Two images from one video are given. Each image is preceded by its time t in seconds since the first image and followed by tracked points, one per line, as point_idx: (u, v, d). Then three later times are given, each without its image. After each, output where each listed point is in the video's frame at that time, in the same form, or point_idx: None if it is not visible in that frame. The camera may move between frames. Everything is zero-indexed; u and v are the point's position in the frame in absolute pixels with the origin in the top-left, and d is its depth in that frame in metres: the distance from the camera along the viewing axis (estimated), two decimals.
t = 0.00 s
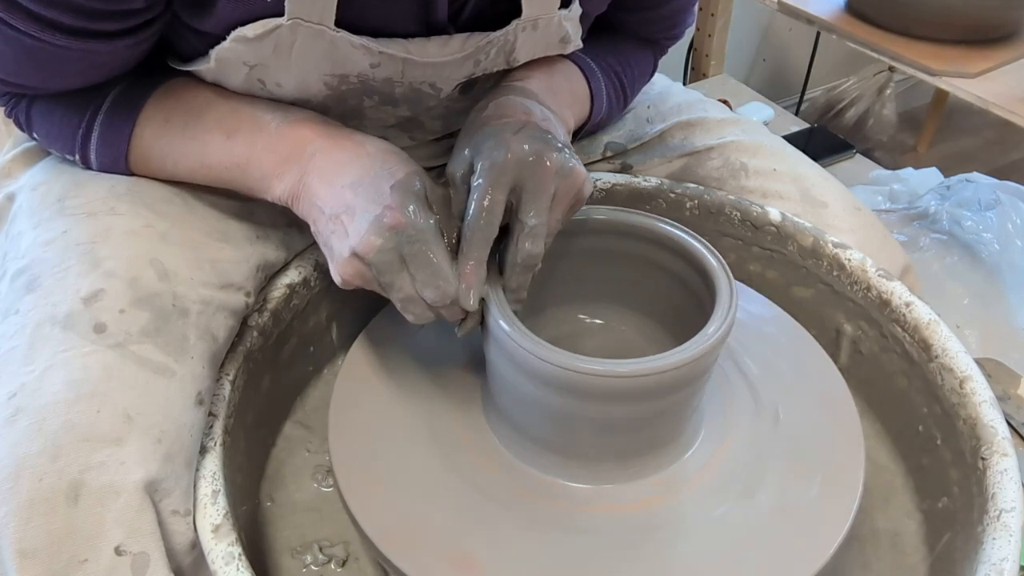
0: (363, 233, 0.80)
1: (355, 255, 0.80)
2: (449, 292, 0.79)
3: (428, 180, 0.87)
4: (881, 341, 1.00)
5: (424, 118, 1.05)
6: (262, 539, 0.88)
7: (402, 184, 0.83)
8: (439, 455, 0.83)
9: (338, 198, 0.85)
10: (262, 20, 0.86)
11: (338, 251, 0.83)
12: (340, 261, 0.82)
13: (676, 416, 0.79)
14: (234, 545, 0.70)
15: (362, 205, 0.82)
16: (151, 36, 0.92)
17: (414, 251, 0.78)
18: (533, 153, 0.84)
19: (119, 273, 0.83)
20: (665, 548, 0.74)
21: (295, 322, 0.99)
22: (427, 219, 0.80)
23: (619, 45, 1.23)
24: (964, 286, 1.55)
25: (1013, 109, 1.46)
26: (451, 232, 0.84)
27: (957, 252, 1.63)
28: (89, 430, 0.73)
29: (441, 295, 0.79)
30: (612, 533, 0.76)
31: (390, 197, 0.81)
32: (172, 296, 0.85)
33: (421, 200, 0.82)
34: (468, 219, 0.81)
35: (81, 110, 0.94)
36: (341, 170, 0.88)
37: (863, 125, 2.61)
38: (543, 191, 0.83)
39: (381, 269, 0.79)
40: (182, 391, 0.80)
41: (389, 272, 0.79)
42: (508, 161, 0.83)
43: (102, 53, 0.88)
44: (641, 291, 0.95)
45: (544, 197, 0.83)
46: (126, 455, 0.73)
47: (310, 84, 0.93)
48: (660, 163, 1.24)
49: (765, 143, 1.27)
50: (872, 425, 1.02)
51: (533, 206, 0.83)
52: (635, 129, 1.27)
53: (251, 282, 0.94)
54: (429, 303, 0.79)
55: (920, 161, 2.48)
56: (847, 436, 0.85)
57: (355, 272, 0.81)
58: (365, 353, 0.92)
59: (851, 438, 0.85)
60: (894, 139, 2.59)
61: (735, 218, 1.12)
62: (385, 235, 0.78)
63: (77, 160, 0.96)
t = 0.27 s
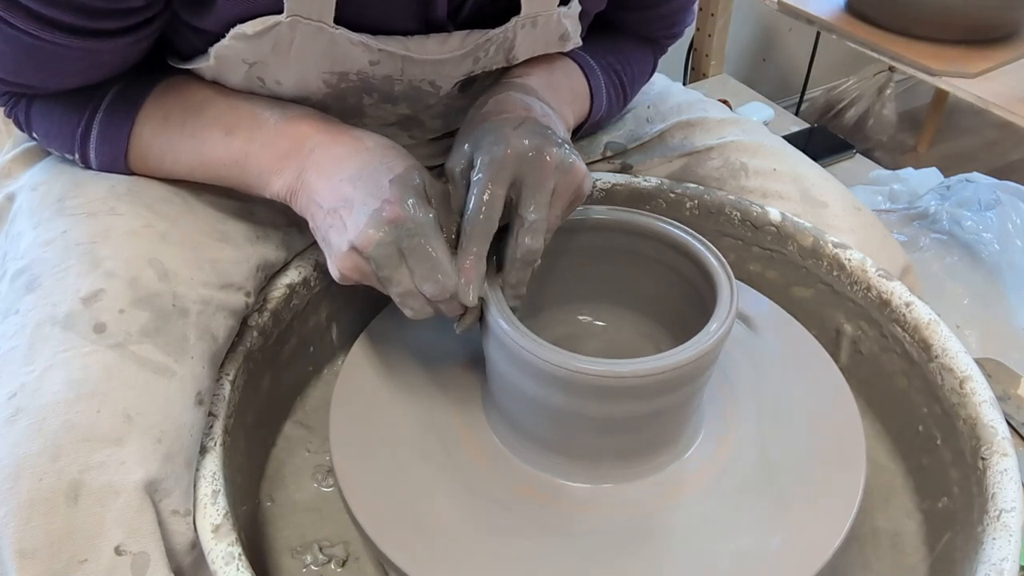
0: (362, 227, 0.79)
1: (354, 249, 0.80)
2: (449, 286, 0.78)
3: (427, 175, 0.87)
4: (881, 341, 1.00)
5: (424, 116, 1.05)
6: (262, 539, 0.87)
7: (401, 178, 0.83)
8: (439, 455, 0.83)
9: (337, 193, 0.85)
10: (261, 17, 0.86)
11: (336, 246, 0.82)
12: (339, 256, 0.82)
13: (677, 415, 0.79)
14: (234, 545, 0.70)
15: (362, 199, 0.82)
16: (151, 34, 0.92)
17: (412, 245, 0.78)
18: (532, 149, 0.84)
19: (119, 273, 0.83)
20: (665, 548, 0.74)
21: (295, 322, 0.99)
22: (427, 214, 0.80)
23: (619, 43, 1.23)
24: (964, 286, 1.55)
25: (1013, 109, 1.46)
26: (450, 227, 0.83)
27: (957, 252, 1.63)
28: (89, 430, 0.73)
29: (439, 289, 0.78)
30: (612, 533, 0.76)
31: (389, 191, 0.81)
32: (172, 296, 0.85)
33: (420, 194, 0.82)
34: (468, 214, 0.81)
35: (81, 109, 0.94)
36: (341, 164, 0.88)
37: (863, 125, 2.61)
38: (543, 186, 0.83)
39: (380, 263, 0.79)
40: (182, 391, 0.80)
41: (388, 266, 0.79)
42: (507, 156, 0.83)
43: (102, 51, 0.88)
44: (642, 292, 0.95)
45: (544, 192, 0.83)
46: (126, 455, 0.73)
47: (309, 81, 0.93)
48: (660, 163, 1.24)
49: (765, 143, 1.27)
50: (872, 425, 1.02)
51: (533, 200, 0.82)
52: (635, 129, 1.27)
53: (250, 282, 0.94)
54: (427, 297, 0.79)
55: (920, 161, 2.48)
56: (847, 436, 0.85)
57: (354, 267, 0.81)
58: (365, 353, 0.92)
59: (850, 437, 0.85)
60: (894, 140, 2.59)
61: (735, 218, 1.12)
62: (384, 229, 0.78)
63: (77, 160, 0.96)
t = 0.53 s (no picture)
0: (360, 221, 0.79)
1: (352, 244, 0.79)
2: (446, 281, 0.78)
3: (426, 171, 0.87)
4: (881, 341, 1.00)
5: (424, 115, 1.05)
6: (262, 539, 0.87)
7: (399, 172, 0.83)
8: (439, 455, 0.83)
9: (335, 189, 0.85)
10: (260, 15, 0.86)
11: (334, 242, 0.82)
12: (337, 251, 0.81)
13: (676, 415, 0.79)
14: (234, 545, 0.70)
15: (360, 194, 0.82)
16: (151, 33, 0.92)
17: (411, 240, 0.78)
18: (532, 145, 0.84)
19: (119, 273, 0.83)
20: (665, 549, 0.74)
21: (295, 322, 0.99)
22: (426, 209, 0.80)
23: (619, 42, 1.23)
24: (964, 286, 1.55)
25: (1013, 109, 1.46)
26: (449, 222, 0.83)
27: (957, 252, 1.63)
28: (89, 430, 0.73)
29: (437, 284, 0.78)
30: (612, 533, 0.76)
31: (388, 186, 0.81)
32: (172, 296, 0.85)
33: (419, 189, 0.82)
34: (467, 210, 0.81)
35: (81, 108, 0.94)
36: (339, 160, 0.88)
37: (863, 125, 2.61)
38: (542, 183, 0.83)
39: (378, 258, 0.78)
40: (182, 391, 0.80)
41: (386, 261, 0.78)
42: (507, 152, 0.83)
43: (103, 50, 0.88)
44: (642, 292, 0.95)
45: (544, 188, 0.83)
46: (126, 455, 0.73)
47: (309, 80, 0.93)
48: (660, 163, 1.24)
49: (765, 143, 1.27)
50: (873, 425, 1.02)
51: (532, 197, 0.82)
52: (635, 129, 1.27)
53: (250, 281, 0.94)
54: (426, 292, 0.79)
55: (920, 161, 2.48)
56: (847, 435, 0.85)
57: (352, 262, 0.81)
58: (364, 352, 0.92)
59: (850, 437, 0.85)
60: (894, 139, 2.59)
61: (735, 218, 1.12)
62: (382, 223, 0.78)
63: (77, 159, 0.95)
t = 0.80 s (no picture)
0: (359, 216, 0.79)
1: (351, 240, 0.79)
2: (447, 276, 0.77)
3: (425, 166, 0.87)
4: (881, 341, 1.00)
5: (423, 113, 1.05)
6: (262, 539, 0.87)
7: (398, 168, 0.83)
8: (439, 455, 0.83)
9: (334, 184, 0.85)
10: (259, 13, 0.86)
11: (333, 237, 0.82)
12: (335, 246, 0.81)
13: (677, 415, 0.79)
14: (234, 545, 0.70)
15: (358, 189, 0.82)
16: (151, 31, 0.92)
17: (410, 235, 0.78)
18: (531, 141, 0.84)
19: (119, 273, 0.83)
20: (666, 549, 0.74)
21: (295, 322, 0.99)
22: (424, 204, 0.80)
23: (618, 41, 1.23)
24: (964, 286, 1.55)
25: (1012, 109, 1.46)
26: (448, 219, 0.83)
27: (957, 252, 1.63)
28: (89, 430, 0.73)
29: (437, 280, 0.77)
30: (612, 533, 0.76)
31: (386, 180, 0.82)
32: (172, 296, 0.85)
33: (417, 184, 0.82)
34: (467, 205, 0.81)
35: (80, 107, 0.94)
36: (337, 154, 0.88)
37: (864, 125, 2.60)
38: (541, 180, 0.83)
39: (376, 253, 0.78)
40: (182, 391, 0.80)
41: (385, 257, 0.78)
42: (507, 148, 0.83)
43: (102, 49, 0.88)
44: (642, 292, 0.95)
45: (544, 183, 0.83)
46: (126, 455, 0.73)
47: (308, 78, 0.93)
48: (660, 163, 1.24)
49: (766, 143, 1.27)
50: (872, 425, 1.02)
51: (531, 193, 0.82)
52: (635, 129, 1.27)
53: (250, 281, 0.94)
54: (426, 289, 0.78)
55: (920, 161, 2.48)
56: (846, 436, 0.85)
57: (351, 258, 0.81)
58: (364, 352, 0.92)
59: (850, 437, 0.85)
60: (894, 140, 2.59)
61: (735, 218, 1.12)
62: (380, 218, 0.78)
63: (76, 159, 0.95)
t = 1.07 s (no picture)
0: (357, 210, 0.79)
1: (349, 234, 0.79)
2: (445, 271, 0.77)
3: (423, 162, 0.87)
4: (881, 341, 1.00)
5: (423, 112, 1.05)
6: (262, 539, 0.87)
7: (397, 162, 0.83)
8: (439, 454, 0.83)
9: (332, 179, 0.85)
10: (258, 10, 0.86)
11: (330, 232, 0.82)
12: (333, 240, 0.81)
13: (677, 414, 0.79)
14: (234, 545, 0.70)
15: (356, 183, 0.82)
16: (150, 29, 0.92)
17: (408, 229, 0.78)
18: (531, 136, 0.84)
19: (119, 273, 0.83)
20: (666, 548, 0.74)
21: (295, 322, 0.99)
22: (423, 198, 0.80)
23: (618, 39, 1.23)
24: (964, 286, 1.55)
25: (1013, 109, 1.46)
26: (447, 214, 0.83)
27: (957, 252, 1.63)
28: (89, 430, 0.73)
29: (435, 275, 0.77)
30: (613, 533, 0.76)
31: (384, 175, 0.81)
32: (172, 296, 0.85)
33: (417, 179, 0.82)
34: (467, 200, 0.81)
35: (79, 105, 0.94)
36: (336, 148, 0.88)
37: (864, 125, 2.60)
38: (541, 173, 0.83)
39: (374, 247, 0.78)
40: (182, 390, 0.80)
41: (383, 252, 0.78)
42: (506, 143, 0.83)
43: (101, 47, 0.88)
44: (642, 291, 0.95)
45: (543, 178, 0.83)
46: (126, 455, 0.73)
47: (307, 75, 0.93)
48: (660, 163, 1.24)
49: (766, 143, 1.27)
50: (872, 426, 1.02)
51: (530, 187, 0.83)
52: (635, 129, 1.27)
53: (250, 281, 0.94)
54: (424, 283, 0.78)
55: (920, 161, 2.48)
56: (846, 436, 0.85)
57: (348, 253, 0.80)
58: (364, 352, 0.92)
59: (850, 437, 0.85)
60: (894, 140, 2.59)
61: (735, 218, 1.12)
62: (379, 212, 0.78)
63: (75, 158, 0.96)
